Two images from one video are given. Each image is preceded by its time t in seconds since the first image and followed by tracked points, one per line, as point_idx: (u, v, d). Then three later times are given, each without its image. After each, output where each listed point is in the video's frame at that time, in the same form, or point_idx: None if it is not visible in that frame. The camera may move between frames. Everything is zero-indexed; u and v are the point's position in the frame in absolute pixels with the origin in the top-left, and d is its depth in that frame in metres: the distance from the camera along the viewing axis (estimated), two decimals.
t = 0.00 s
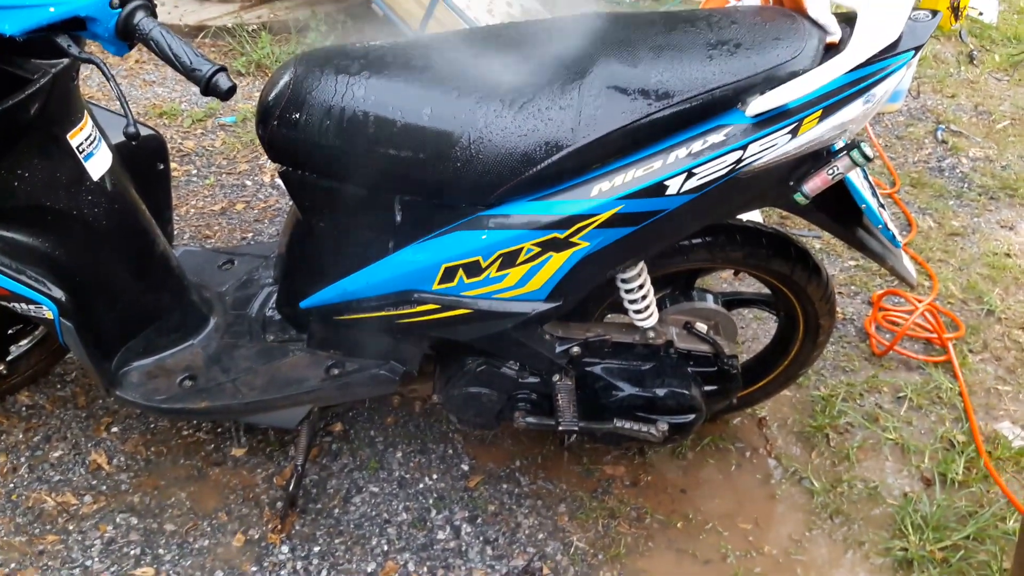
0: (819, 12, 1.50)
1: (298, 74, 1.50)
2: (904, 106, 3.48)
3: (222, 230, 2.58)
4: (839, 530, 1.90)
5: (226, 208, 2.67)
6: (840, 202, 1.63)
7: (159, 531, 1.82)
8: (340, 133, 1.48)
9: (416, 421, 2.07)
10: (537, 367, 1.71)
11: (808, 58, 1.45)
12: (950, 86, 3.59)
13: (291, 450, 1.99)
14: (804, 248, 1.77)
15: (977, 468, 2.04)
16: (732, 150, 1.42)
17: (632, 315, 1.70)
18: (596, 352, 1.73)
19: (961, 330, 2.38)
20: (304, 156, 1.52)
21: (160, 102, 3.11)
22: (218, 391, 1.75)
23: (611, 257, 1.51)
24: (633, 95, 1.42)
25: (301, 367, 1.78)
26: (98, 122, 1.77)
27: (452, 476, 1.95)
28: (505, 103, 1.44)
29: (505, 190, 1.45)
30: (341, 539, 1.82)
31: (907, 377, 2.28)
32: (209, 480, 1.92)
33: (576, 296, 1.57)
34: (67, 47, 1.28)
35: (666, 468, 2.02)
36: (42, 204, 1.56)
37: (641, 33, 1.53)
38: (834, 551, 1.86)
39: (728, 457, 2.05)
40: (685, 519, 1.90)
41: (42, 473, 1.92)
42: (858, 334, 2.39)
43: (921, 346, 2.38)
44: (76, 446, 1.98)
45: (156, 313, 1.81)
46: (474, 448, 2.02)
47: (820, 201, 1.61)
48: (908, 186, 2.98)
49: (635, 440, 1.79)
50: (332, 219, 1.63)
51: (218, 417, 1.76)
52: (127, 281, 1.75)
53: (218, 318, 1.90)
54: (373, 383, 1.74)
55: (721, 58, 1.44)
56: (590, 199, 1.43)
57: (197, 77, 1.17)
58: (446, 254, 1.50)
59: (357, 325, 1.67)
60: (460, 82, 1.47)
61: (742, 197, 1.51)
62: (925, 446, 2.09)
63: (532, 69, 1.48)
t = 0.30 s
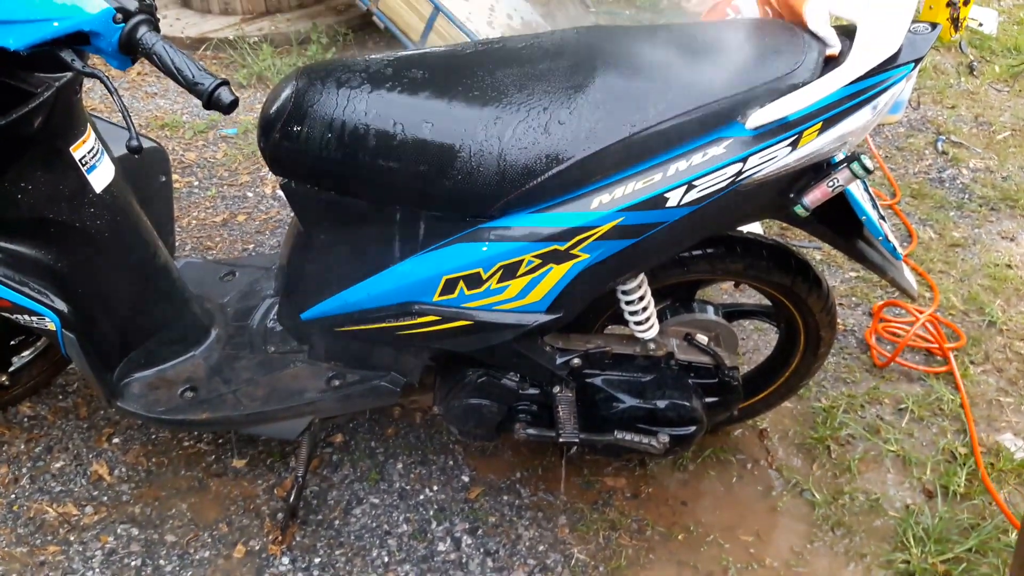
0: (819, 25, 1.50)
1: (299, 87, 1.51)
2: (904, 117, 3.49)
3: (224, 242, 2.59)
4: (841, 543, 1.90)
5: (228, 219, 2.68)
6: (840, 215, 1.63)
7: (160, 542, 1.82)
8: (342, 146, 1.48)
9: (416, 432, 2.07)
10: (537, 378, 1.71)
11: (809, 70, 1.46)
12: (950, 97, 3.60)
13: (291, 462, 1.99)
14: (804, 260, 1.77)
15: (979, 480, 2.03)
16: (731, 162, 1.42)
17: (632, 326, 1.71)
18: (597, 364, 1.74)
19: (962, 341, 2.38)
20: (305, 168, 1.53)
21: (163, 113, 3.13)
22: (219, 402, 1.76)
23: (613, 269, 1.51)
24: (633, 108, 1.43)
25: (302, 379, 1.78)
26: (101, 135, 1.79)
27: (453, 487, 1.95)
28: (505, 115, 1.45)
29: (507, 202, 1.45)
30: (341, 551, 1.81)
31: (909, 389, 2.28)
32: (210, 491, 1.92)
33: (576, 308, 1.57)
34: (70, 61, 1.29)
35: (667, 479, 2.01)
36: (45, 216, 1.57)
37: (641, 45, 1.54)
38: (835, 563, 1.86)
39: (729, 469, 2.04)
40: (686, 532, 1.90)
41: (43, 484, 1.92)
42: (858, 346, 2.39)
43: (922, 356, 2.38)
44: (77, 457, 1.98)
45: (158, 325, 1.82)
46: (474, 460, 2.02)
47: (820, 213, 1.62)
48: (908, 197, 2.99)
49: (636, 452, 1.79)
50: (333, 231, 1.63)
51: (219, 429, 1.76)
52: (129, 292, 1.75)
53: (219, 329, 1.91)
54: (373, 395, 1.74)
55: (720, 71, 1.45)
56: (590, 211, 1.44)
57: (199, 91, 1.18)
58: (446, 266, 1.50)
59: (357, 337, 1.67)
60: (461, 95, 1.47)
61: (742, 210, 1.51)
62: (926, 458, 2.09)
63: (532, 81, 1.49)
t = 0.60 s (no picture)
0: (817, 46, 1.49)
1: (300, 106, 1.52)
2: (901, 135, 3.51)
3: (224, 258, 2.60)
4: (840, 561, 1.89)
5: (228, 236, 2.69)
6: (838, 233, 1.63)
7: (156, 560, 1.81)
8: (342, 165, 1.49)
9: (414, 449, 2.07)
10: (536, 396, 1.71)
11: (804, 91, 1.48)
12: (946, 115, 3.63)
13: (289, 480, 1.98)
14: (801, 278, 1.78)
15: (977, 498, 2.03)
16: (728, 182, 1.43)
17: (631, 344, 1.71)
18: (596, 382, 1.73)
19: (959, 357, 2.39)
20: (305, 187, 1.54)
21: (164, 130, 3.15)
22: (218, 420, 1.76)
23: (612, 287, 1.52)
24: (631, 128, 1.44)
25: (300, 397, 1.78)
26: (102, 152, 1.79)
27: (451, 506, 1.95)
28: (504, 135, 1.46)
29: (506, 221, 1.46)
30: (338, 569, 1.81)
31: (906, 406, 2.28)
32: (208, 509, 1.92)
33: (574, 326, 1.58)
34: (73, 82, 1.29)
35: (666, 498, 2.01)
36: (47, 234, 1.58)
37: (639, 66, 1.55)
38: None
39: (728, 487, 2.04)
40: (685, 550, 1.89)
41: (40, 502, 1.91)
42: (856, 363, 2.39)
43: (920, 373, 2.38)
44: (74, 475, 1.98)
45: (157, 342, 1.82)
46: (473, 477, 2.02)
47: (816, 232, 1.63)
48: (905, 215, 3.00)
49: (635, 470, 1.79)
50: (332, 249, 1.64)
51: (217, 446, 1.76)
52: (129, 309, 1.76)
53: (218, 346, 1.91)
54: (372, 413, 1.74)
55: (717, 92, 1.46)
56: (588, 229, 1.44)
57: (201, 110, 1.19)
58: (445, 283, 1.51)
59: (356, 354, 1.68)
60: (460, 115, 1.48)
61: (738, 229, 1.52)
62: (924, 476, 2.08)
63: (530, 102, 1.50)
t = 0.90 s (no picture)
0: (804, 67, 1.54)
1: (297, 128, 1.54)
2: (895, 152, 3.54)
3: (221, 278, 2.60)
4: None
5: (225, 255, 2.70)
6: (833, 252, 1.64)
7: None
8: (339, 186, 1.50)
9: (411, 469, 2.06)
10: (532, 415, 1.72)
11: (797, 112, 1.49)
12: (940, 132, 3.66)
13: (286, 500, 1.98)
14: (797, 296, 1.78)
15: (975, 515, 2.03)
16: (722, 202, 1.44)
17: (629, 363, 1.72)
18: (593, 401, 1.74)
19: (955, 374, 2.39)
20: (302, 208, 1.55)
21: (162, 150, 3.17)
22: (214, 440, 1.75)
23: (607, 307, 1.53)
24: (625, 148, 1.45)
25: (297, 417, 1.78)
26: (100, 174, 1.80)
27: (448, 525, 1.94)
28: (500, 156, 1.47)
29: (501, 241, 1.47)
30: None
31: (904, 423, 2.28)
32: (204, 530, 1.91)
33: (570, 345, 1.58)
34: (71, 105, 1.30)
35: (664, 516, 2.01)
36: (44, 255, 1.58)
37: (632, 87, 1.57)
38: None
39: (725, 505, 2.04)
40: (683, 569, 1.88)
41: (36, 523, 1.91)
42: (853, 380, 2.39)
43: (917, 390, 2.39)
44: (70, 496, 1.97)
45: (153, 363, 1.82)
46: (470, 497, 2.01)
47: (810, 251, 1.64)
48: (901, 232, 3.02)
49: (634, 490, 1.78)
50: (328, 269, 1.64)
51: (214, 467, 1.75)
52: (126, 330, 1.76)
53: (215, 366, 1.92)
54: (368, 432, 1.74)
55: (710, 112, 1.47)
56: (583, 249, 1.45)
57: (198, 133, 1.20)
58: (442, 303, 1.51)
59: (352, 374, 1.68)
60: (456, 136, 1.50)
61: (733, 248, 1.53)
62: (922, 493, 2.08)
63: (526, 122, 1.52)
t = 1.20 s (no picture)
0: (797, 81, 1.56)
1: (292, 145, 1.55)
2: (889, 165, 3.57)
3: (217, 292, 2.61)
4: None
5: (222, 270, 2.71)
6: (823, 266, 1.66)
7: None
8: (333, 202, 1.52)
9: (408, 482, 2.07)
10: (527, 429, 1.72)
11: (787, 128, 1.50)
12: (934, 145, 3.69)
13: (282, 514, 1.98)
14: (790, 309, 1.80)
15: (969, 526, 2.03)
16: (714, 217, 1.45)
17: (623, 376, 1.72)
18: (587, 414, 1.75)
19: (949, 385, 2.40)
20: (297, 223, 1.56)
21: (158, 165, 3.19)
22: (211, 455, 1.76)
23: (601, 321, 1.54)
24: (617, 164, 1.47)
25: (293, 431, 1.78)
26: (96, 190, 1.82)
27: (445, 539, 1.94)
28: (494, 172, 1.49)
29: (495, 256, 1.48)
30: None
31: (898, 434, 2.29)
32: (201, 544, 1.91)
33: (565, 358, 1.59)
34: (67, 123, 1.34)
35: (660, 529, 2.01)
36: (41, 271, 1.59)
37: (624, 104, 1.59)
38: None
39: (721, 517, 2.04)
40: None
41: (32, 539, 1.91)
42: (848, 392, 2.41)
43: (912, 402, 2.40)
44: (67, 511, 1.97)
45: (149, 378, 1.83)
46: (467, 510, 2.02)
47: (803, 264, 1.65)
48: (895, 244, 3.04)
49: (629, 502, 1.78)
50: (322, 283, 1.65)
51: (210, 481, 1.76)
52: (122, 345, 1.77)
53: (211, 381, 1.92)
54: (364, 446, 1.74)
55: (701, 128, 1.49)
56: (577, 263, 1.46)
57: (193, 151, 1.21)
58: (436, 317, 1.53)
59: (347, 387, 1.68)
60: (450, 153, 1.51)
61: (725, 261, 1.55)
62: (917, 504, 2.09)
63: (519, 139, 1.53)
